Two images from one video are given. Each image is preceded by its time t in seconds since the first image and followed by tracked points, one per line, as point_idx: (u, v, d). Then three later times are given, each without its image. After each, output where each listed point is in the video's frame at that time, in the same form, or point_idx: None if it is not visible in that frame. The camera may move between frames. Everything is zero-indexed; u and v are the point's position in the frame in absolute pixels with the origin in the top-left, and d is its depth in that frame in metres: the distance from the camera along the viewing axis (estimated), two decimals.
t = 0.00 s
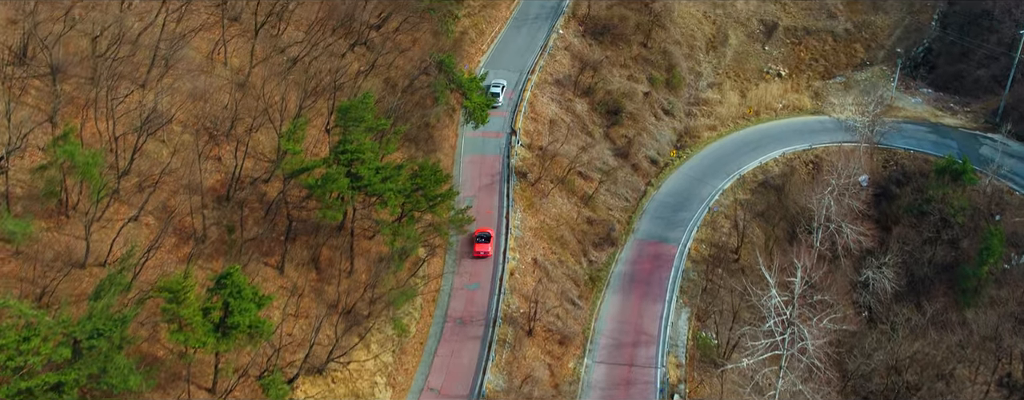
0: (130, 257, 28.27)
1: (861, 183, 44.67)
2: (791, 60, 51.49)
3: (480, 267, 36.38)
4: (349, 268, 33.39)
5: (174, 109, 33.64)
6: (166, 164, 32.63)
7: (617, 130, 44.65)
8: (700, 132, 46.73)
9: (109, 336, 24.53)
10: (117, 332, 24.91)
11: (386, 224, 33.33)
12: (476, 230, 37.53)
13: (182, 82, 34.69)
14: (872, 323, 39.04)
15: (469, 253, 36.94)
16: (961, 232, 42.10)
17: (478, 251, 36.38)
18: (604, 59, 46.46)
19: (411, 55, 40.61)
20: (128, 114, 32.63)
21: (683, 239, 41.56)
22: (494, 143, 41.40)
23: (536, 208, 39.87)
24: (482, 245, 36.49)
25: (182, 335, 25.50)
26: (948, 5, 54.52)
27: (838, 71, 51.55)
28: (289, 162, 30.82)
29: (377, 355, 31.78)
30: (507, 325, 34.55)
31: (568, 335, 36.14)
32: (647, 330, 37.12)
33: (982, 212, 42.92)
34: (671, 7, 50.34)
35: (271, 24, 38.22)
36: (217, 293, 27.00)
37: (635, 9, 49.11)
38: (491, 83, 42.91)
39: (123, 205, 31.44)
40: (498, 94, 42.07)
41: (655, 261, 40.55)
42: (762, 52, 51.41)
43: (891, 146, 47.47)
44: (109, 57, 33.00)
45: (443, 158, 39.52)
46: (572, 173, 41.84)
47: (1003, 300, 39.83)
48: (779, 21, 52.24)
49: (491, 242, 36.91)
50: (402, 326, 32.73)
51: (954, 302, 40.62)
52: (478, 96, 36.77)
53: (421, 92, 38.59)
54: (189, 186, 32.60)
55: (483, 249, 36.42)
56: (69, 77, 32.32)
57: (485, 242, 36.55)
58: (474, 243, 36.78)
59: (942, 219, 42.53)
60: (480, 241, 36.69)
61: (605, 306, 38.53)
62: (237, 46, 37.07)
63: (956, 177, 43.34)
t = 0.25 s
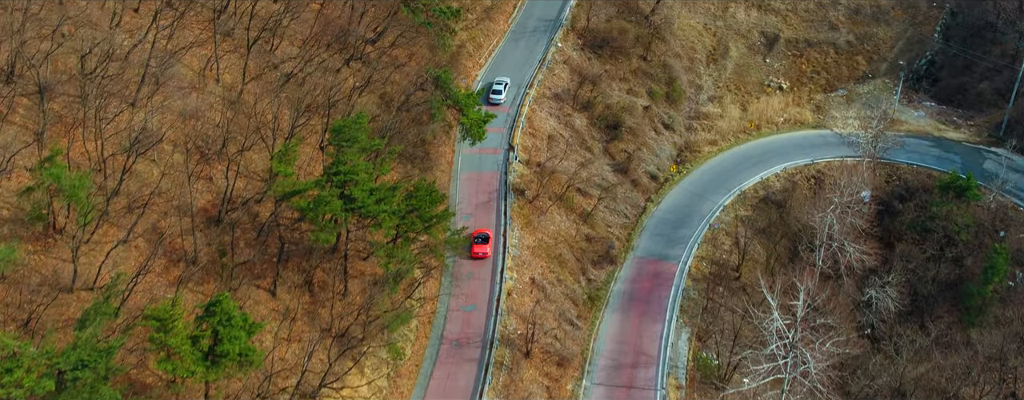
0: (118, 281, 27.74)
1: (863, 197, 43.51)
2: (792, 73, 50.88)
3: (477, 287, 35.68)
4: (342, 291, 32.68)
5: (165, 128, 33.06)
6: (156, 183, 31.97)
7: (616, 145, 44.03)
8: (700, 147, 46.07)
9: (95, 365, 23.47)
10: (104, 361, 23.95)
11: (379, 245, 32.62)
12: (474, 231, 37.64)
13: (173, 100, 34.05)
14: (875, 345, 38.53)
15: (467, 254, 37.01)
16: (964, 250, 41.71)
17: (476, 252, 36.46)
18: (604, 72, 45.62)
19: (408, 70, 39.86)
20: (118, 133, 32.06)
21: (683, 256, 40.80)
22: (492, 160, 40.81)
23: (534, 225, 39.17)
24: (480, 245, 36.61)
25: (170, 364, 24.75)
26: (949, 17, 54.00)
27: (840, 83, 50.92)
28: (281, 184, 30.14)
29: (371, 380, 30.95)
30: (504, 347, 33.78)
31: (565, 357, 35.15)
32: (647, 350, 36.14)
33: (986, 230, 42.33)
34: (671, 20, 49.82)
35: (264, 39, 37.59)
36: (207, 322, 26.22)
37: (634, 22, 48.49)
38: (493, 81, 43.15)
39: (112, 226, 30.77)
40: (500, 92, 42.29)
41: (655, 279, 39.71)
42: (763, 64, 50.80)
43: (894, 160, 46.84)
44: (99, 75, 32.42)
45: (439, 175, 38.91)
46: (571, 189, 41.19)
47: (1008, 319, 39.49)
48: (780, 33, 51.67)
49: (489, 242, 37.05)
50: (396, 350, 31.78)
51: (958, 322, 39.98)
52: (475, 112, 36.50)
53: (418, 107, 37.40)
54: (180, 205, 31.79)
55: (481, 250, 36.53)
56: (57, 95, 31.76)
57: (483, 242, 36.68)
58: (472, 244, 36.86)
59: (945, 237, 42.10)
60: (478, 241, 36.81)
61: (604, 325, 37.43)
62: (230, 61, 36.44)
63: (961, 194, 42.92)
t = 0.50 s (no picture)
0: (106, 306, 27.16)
1: (867, 212, 42.82)
2: (793, 85, 50.36)
3: (474, 306, 34.72)
4: (336, 311, 31.99)
5: (156, 146, 32.52)
6: (147, 203, 31.40)
7: (615, 160, 43.51)
8: (700, 161, 45.52)
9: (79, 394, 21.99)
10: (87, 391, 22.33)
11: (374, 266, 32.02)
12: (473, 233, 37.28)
13: (166, 117, 33.46)
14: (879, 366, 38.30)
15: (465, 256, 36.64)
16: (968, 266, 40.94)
17: (474, 253, 36.08)
18: (603, 86, 45.07)
19: (404, 84, 39.36)
20: (107, 151, 31.47)
21: (683, 274, 40.16)
22: (489, 175, 40.11)
23: (532, 243, 38.52)
24: (479, 247, 36.22)
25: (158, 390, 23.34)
26: (952, 28, 53.34)
27: (842, 96, 50.37)
28: (273, 205, 29.46)
29: None
30: (501, 368, 33.02)
31: (564, 377, 34.35)
32: (647, 370, 35.46)
33: (991, 246, 41.71)
34: (671, 31, 49.21)
35: (258, 54, 37.02)
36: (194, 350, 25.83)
37: (633, 34, 47.89)
38: (497, 79, 43.03)
39: (101, 248, 30.16)
40: (503, 91, 42.16)
41: (655, 297, 39.07)
42: (763, 77, 50.24)
43: (896, 174, 46.31)
44: (88, 93, 31.86)
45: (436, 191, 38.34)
46: (569, 205, 40.62)
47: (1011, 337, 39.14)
48: (781, 44, 51.12)
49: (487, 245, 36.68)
50: (391, 371, 30.87)
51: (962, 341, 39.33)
52: (471, 129, 36.12)
53: (414, 124, 36.89)
54: (170, 226, 31.29)
55: (480, 252, 36.18)
56: (46, 114, 31.14)
57: (482, 244, 36.31)
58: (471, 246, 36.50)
59: (949, 254, 41.39)
60: (476, 243, 36.43)
61: (603, 345, 36.66)
62: (222, 77, 35.83)
63: (964, 210, 42.30)
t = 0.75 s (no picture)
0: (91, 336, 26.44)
1: (869, 231, 42.44)
2: (795, 100, 49.71)
3: (470, 330, 33.77)
4: (329, 337, 31.24)
5: (145, 168, 31.90)
6: (135, 227, 30.71)
7: (614, 177, 42.83)
8: (700, 178, 44.85)
9: None
10: None
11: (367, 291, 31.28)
12: (470, 237, 37.19)
13: (156, 138, 32.75)
14: (884, 390, 37.95)
15: (461, 258, 36.50)
16: (974, 286, 40.13)
17: (472, 257, 36.04)
18: (602, 102, 44.41)
19: (400, 101, 38.85)
20: (96, 173, 30.77)
21: (684, 294, 39.34)
22: (486, 194, 39.29)
23: (530, 264, 37.78)
24: (477, 251, 36.17)
25: None
26: (955, 42, 52.74)
27: (844, 111, 49.72)
28: (262, 230, 28.66)
29: None
30: (497, 394, 32.21)
31: None
32: (647, 394, 34.59)
33: (997, 265, 40.89)
34: (671, 46, 48.52)
35: (251, 73, 36.31)
36: (182, 382, 24.13)
37: (633, 48, 47.15)
38: (502, 79, 43.03)
39: (88, 273, 29.43)
40: (508, 90, 42.13)
41: (655, 318, 38.20)
42: (765, 91, 49.58)
43: (899, 191, 45.60)
44: (76, 114, 31.09)
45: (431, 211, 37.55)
46: (568, 224, 39.95)
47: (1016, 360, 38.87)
48: (783, 59, 50.48)
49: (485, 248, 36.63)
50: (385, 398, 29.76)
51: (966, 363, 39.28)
52: (468, 149, 35.15)
53: (409, 144, 36.49)
54: (160, 250, 30.56)
55: (477, 256, 36.11)
56: (33, 136, 30.40)
57: (480, 248, 36.25)
58: (467, 250, 36.43)
59: (954, 274, 40.63)
60: (474, 247, 36.38)
61: (602, 369, 35.81)
62: (214, 96, 35.11)
63: (970, 229, 41.31)
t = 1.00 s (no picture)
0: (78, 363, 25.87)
1: (871, 246, 41.80)
2: (796, 114, 49.21)
3: (466, 353, 32.95)
4: (323, 361, 30.76)
5: (137, 187, 31.23)
6: (125, 248, 30.13)
7: (613, 193, 42.27)
8: (701, 194, 44.30)
9: None
10: None
11: (360, 315, 30.59)
12: (468, 240, 36.78)
13: (146, 156, 32.11)
14: None
15: (460, 262, 36.17)
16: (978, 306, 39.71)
17: (469, 260, 35.62)
18: (601, 117, 43.87)
19: (396, 117, 38.35)
20: (85, 194, 30.16)
21: (684, 313, 38.71)
22: (484, 211, 38.43)
23: (528, 283, 37.02)
24: (474, 254, 35.75)
25: None
26: (958, 54, 52.24)
27: (845, 125, 49.26)
28: (253, 254, 27.95)
29: None
30: None
31: None
32: None
33: (1002, 283, 40.36)
34: (671, 59, 47.91)
35: (244, 89, 35.73)
36: None
37: (633, 62, 46.55)
38: (506, 79, 43.12)
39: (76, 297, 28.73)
40: (512, 90, 42.18)
41: (655, 338, 37.58)
42: (766, 105, 49.02)
43: (902, 206, 44.91)
44: (65, 133, 30.47)
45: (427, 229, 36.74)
46: (566, 241, 39.34)
47: None
48: (784, 71, 49.91)
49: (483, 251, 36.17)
50: None
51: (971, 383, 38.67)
52: (464, 165, 35.37)
53: (405, 163, 36.03)
54: (150, 272, 29.94)
55: (475, 259, 35.70)
56: (20, 157, 29.62)
57: (478, 251, 35.84)
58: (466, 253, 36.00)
59: (959, 293, 40.08)
60: (471, 250, 35.95)
61: (601, 389, 35.29)
62: (207, 113, 34.61)
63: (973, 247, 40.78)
